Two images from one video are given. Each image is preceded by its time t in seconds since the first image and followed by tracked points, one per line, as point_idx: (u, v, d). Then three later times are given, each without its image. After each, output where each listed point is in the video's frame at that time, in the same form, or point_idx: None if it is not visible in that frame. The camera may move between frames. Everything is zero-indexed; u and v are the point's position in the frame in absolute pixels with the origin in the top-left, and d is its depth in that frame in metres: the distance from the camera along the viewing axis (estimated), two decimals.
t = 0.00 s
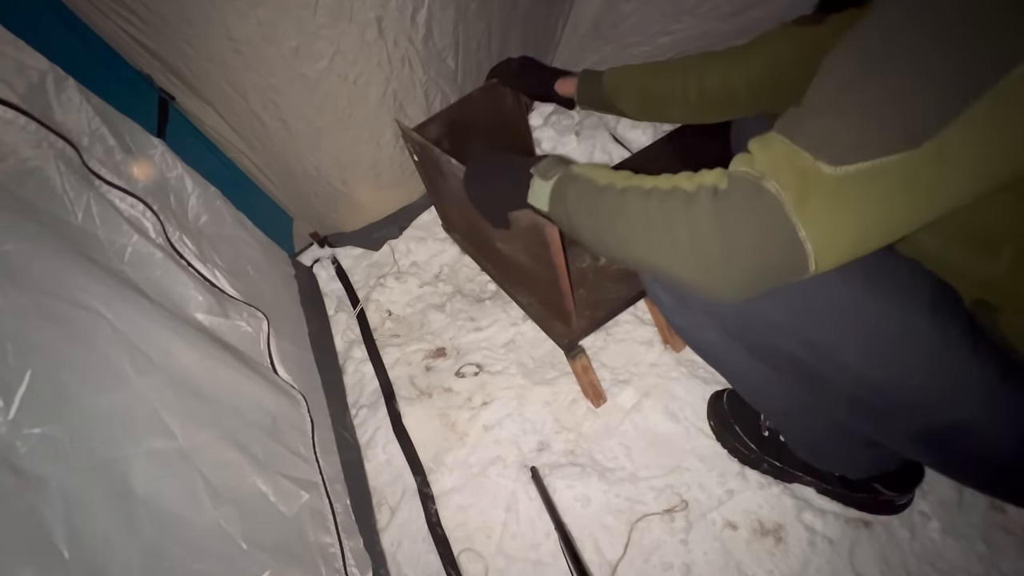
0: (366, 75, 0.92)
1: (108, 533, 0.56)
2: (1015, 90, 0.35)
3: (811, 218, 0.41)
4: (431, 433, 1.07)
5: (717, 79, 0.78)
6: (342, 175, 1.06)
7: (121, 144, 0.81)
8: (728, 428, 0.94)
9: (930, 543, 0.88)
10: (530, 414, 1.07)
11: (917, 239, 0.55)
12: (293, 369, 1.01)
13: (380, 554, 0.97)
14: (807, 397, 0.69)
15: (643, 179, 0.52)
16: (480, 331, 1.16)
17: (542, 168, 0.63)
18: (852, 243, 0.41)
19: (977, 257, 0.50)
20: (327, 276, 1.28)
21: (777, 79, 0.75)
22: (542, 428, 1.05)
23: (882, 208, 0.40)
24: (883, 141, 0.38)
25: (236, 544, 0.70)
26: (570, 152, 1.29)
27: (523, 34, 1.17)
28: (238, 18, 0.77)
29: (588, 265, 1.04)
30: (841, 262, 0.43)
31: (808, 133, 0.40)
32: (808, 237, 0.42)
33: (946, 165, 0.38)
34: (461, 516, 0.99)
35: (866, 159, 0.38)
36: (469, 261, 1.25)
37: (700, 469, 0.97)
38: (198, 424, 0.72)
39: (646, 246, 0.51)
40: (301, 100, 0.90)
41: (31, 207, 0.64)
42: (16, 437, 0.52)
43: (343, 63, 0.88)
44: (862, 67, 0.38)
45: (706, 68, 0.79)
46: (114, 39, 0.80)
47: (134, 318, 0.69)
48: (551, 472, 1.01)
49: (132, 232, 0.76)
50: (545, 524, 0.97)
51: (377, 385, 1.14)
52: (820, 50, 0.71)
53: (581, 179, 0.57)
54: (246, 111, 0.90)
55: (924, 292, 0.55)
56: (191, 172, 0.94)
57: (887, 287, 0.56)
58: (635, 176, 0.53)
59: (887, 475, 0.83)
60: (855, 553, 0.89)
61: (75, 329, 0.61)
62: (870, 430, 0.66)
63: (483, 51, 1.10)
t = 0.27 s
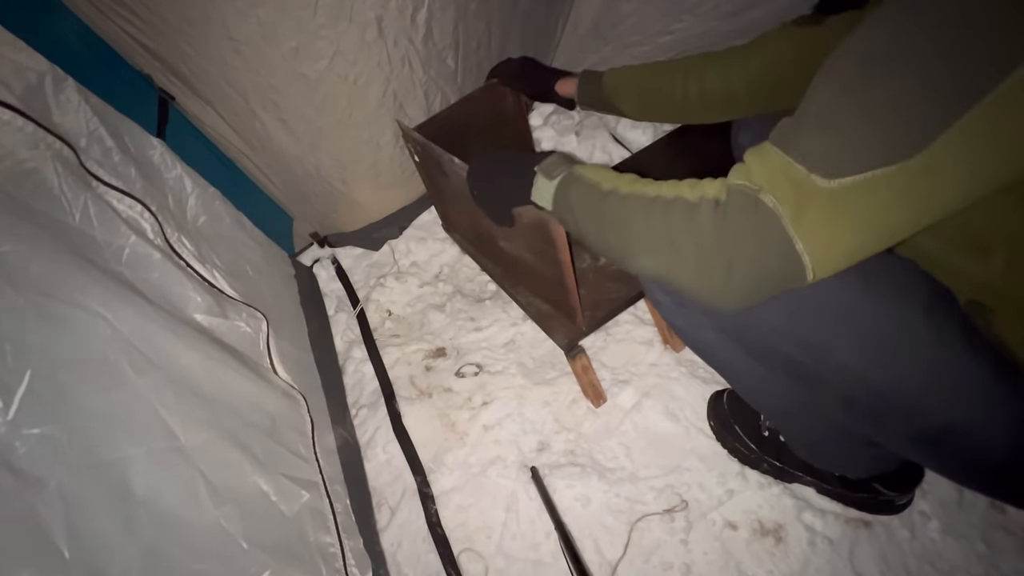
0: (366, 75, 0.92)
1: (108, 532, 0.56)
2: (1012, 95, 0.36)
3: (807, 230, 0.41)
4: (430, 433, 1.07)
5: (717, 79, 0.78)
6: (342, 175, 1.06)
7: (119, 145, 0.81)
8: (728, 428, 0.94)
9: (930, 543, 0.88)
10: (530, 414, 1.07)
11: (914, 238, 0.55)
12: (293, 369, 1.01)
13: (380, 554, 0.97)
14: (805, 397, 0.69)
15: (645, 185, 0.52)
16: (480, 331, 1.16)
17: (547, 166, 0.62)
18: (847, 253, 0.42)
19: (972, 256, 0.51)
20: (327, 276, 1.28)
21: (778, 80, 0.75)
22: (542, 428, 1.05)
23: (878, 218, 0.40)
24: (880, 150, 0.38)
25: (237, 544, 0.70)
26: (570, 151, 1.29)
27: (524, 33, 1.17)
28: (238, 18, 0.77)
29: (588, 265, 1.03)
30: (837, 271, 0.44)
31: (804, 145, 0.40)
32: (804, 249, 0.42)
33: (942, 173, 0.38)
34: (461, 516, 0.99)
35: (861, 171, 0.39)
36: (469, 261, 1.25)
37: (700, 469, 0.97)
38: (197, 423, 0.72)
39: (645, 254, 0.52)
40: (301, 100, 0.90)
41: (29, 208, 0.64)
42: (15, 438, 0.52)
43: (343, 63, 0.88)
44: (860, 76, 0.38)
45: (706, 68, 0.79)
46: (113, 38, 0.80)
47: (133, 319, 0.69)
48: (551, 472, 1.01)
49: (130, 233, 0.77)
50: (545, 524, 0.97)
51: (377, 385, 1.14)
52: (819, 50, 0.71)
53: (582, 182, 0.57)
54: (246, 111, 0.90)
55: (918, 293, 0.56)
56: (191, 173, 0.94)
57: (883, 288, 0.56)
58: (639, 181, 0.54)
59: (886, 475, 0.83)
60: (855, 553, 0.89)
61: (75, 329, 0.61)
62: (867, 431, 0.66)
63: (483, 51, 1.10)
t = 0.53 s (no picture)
0: (366, 76, 0.92)
1: (113, 531, 0.56)
2: (1005, 98, 0.36)
3: (796, 230, 0.42)
4: (431, 434, 1.07)
5: (716, 81, 0.78)
6: (342, 174, 1.06)
7: (121, 143, 0.81)
8: (728, 428, 0.94)
9: (930, 543, 0.88)
10: (530, 414, 1.06)
11: (907, 238, 0.56)
12: (293, 369, 1.01)
13: (380, 554, 0.97)
14: (804, 398, 0.69)
15: (635, 190, 0.53)
16: (480, 331, 1.16)
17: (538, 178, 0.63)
18: (836, 254, 0.42)
19: (961, 257, 0.51)
20: (327, 276, 1.28)
21: (776, 82, 0.75)
22: (542, 428, 1.05)
23: (867, 219, 0.40)
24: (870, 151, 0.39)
25: (242, 542, 0.70)
26: (570, 151, 1.29)
27: (524, 33, 1.17)
28: (238, 18, 0.77)
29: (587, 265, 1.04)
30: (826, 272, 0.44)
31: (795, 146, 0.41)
32: (793, 250, 0.43)
33: (933, 174, 0.39)
34: (461, 517, 0.99)
35: (851, 171, 0.39)
36: (469, 261, 1.25)
37: (700, 469, 0.98)
38: (201, 422, 0.72)
39: (636, 256, 0.52)
40: (301, 100, 0.90)
41: (31, 206, 0.63)
42: (19, 436, 0.52)
43: (343, 63, 0.88)
44: (855, 77, 0.39)
45: (705, 70, 0.79)
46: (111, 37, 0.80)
47: (136, 317, 0.69)
48: (551, 472, 1.01)
49: (134, 231, 0.76)
50: (545, 524, 0.97)
51: (377, 385, 1.14)
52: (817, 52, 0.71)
53: (575, 188, 0.58)
54: (246, 111, 0.90)
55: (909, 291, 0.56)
56: (192, 172, 0.94)
57: (876, 288, 0.57)
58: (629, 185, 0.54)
59: (886, 476, 0.83)
60: (855, 553, 0.89)
61: (79, 327, 0.61)
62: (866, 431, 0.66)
63: (483, 51, 1.10)
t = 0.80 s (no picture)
0: (367, 76, 0.92)
1: (128, 523, 0.56)
2: (998, 97, 0.35)
3: (775, 234, 0.43)
4: (431, 434, 1.07)
5: (713, 81, 0.79)
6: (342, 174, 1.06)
7: (124, 142, 0.81)
8: (728, 428, 0.94)
9: (930, 543, 0.88)
10: (530, 415, 1.06)
11: (903, 241, 0.55)
12: (293, 370, 1.01)
13: (380, 554, 0.97)
14: (801, 398, 0.69)
15: (626, 189, 0.54)
16: (480, 331, 1.16)
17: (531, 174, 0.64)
18: (814, 258, 0.43)
19: (957, 257, 0.51)
20: (327, 276, 1.28)
21: (769, 84, 0.75)
22: (542, 428, 1.05)
23: (848, 222, 0.41)
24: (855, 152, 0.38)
25: (252, 535, 0.70)
26: (570, 151, 1.29)
27: (523, 33, 1.17)
28: (238, 18, 0.77)
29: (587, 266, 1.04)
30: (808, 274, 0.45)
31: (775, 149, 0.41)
32: (779, 250, 0.43)
33: (917, 177, 0.38)
34: (462, 516, 0.99)
35: (837, 172, 0.39)
36: (468, 261, 1.25)
37: (700, 469, 0.98)
38: (206, 418, 0.72)
39: (629, 255, 0.53)
40: (301, 100, 0.90)
41: (36, 204, 0.64)
42: (31, 428, 0.52)
43: (343, 63, 0.88)
44: (842, 76, 0.39)
45: (702, 71, 0.79)
46: (110, 36, 0.80)
47: (141, 315, 0.69)
48: (551, 472, 1.01)
49: (138, 230, 0.77)
50: (545, 524, 0.97)
51: (377, 385, 1.14)
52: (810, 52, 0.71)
53: (567, 187, 0.58)
54: (246, 111, 0.90)
55: (902, 290, 0.57)
56: (194, 171, 0.94)
57: (869, 286, 0.57)
58: (619, 184, 0.55)
59: (887, 477, 0.83)
60: (854, 553, 0.89)
61: (85, 324, 0.61)
62: (863, 431, 0.66)
63: (483, 51, 1.10)
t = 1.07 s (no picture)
0: (367, 76, 0.92)
1: (127, 523, 0.57)
2: (995, 98, 0.35)
3: (768, 241, 0.43)
4: (430, 433, 1.07)
5: (708, 81, 0.79)
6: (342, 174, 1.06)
7: (118, 145, 0.81)
8: (728, 428, 0.94)
9: (930, 543, 0.88)
10: (530, 415, 1.06)
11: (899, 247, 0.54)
12: (293, 370, 1.01)
13: (380, 554, 0.97)
14: (800, 402, 0.69)
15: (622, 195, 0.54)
16: (480, 331, 1.16)
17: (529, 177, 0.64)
18: (808, 263, 0.44)
19: (955, 262, 0.50)
20: (327, 276, 1.28)
21: (764, 82, 0.75)
22: (542, 428, 1.05)
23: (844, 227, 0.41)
24: (851, 161, 0.39)
25: (250, 535, 0.70)
26: (570, 151, 1.29)
27: (523, 33, 1.17)
28: (238, 18, 0.77)
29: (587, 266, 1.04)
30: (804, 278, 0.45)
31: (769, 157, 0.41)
32: (772, 255, 0.44)
33: (909, 181, 0.39)
34: (461, 516, 0.99)
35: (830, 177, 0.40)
36: (468, 261, 1.25)
37: (700, 469, 0.97)
38: (203, 419, 0.72)
39: (626, 260, 0.54)
40: (301, 100, 0.90)
41: (30, 206, 0.64)
42: (29, 429, 0.52)
43: (343, 63, 0.88)
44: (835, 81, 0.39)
45: (698, 70, 0.80)
46: (111, 36, 0.80)
47: (138, 317, 0.69)
48: (551, 472, 1.01)
49: (130, 234, 0.77)
50: (545, 524, 0.97)
51: (377, 385, 1.14)
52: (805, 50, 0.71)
53: (564, 191, 0.59)
54: (246, 111, 0.90)
55: (901, 291, 0.57)
56: (191, 174, 0.94)
57: (870, 289, 0.57)
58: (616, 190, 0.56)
59: (887, 478, 0.82)
60: (855, 553, 0.89)
61: (83, 324, 0.61)
62: (863, 433, 0.66)
63: (482, 51, 1.10)
